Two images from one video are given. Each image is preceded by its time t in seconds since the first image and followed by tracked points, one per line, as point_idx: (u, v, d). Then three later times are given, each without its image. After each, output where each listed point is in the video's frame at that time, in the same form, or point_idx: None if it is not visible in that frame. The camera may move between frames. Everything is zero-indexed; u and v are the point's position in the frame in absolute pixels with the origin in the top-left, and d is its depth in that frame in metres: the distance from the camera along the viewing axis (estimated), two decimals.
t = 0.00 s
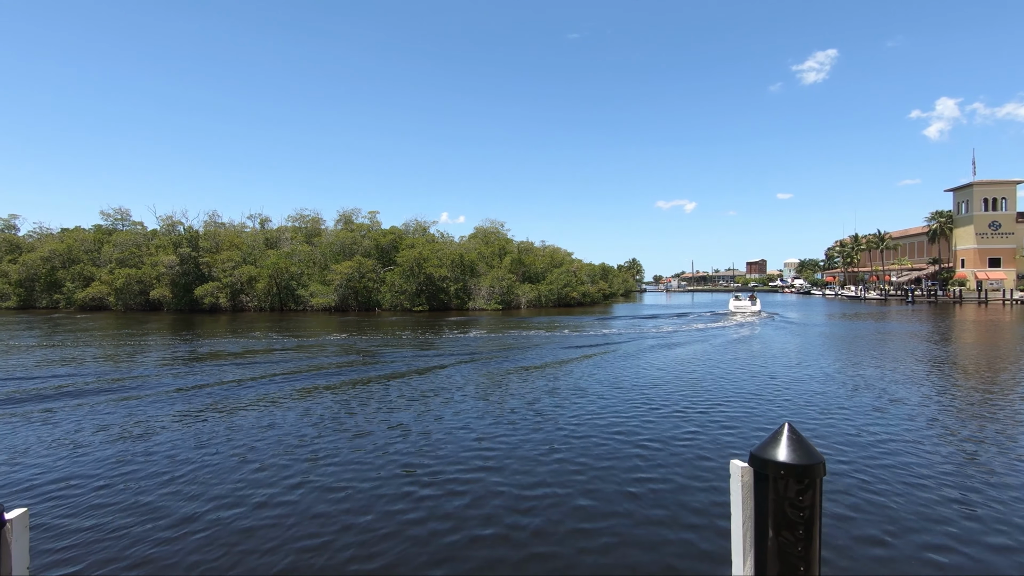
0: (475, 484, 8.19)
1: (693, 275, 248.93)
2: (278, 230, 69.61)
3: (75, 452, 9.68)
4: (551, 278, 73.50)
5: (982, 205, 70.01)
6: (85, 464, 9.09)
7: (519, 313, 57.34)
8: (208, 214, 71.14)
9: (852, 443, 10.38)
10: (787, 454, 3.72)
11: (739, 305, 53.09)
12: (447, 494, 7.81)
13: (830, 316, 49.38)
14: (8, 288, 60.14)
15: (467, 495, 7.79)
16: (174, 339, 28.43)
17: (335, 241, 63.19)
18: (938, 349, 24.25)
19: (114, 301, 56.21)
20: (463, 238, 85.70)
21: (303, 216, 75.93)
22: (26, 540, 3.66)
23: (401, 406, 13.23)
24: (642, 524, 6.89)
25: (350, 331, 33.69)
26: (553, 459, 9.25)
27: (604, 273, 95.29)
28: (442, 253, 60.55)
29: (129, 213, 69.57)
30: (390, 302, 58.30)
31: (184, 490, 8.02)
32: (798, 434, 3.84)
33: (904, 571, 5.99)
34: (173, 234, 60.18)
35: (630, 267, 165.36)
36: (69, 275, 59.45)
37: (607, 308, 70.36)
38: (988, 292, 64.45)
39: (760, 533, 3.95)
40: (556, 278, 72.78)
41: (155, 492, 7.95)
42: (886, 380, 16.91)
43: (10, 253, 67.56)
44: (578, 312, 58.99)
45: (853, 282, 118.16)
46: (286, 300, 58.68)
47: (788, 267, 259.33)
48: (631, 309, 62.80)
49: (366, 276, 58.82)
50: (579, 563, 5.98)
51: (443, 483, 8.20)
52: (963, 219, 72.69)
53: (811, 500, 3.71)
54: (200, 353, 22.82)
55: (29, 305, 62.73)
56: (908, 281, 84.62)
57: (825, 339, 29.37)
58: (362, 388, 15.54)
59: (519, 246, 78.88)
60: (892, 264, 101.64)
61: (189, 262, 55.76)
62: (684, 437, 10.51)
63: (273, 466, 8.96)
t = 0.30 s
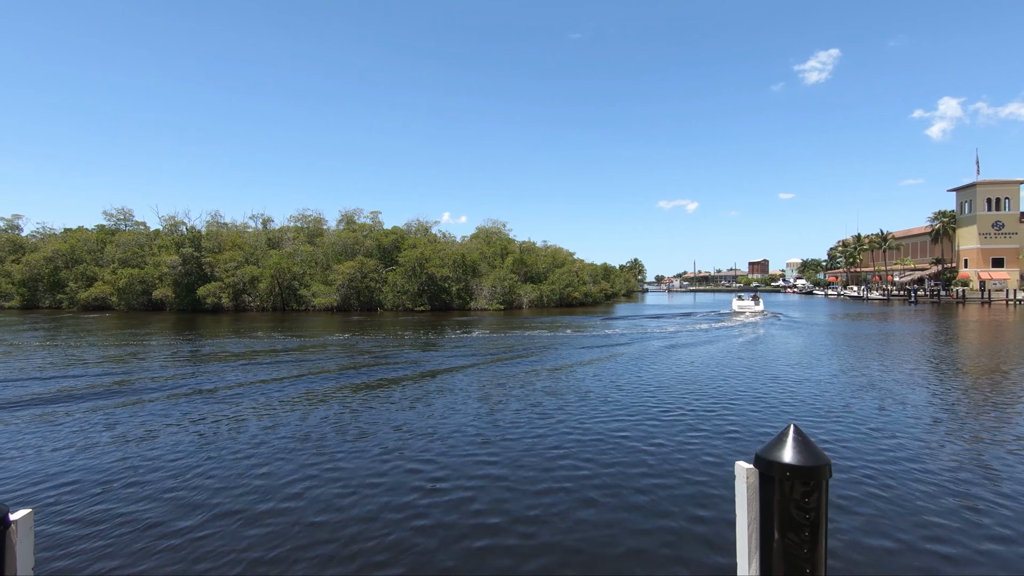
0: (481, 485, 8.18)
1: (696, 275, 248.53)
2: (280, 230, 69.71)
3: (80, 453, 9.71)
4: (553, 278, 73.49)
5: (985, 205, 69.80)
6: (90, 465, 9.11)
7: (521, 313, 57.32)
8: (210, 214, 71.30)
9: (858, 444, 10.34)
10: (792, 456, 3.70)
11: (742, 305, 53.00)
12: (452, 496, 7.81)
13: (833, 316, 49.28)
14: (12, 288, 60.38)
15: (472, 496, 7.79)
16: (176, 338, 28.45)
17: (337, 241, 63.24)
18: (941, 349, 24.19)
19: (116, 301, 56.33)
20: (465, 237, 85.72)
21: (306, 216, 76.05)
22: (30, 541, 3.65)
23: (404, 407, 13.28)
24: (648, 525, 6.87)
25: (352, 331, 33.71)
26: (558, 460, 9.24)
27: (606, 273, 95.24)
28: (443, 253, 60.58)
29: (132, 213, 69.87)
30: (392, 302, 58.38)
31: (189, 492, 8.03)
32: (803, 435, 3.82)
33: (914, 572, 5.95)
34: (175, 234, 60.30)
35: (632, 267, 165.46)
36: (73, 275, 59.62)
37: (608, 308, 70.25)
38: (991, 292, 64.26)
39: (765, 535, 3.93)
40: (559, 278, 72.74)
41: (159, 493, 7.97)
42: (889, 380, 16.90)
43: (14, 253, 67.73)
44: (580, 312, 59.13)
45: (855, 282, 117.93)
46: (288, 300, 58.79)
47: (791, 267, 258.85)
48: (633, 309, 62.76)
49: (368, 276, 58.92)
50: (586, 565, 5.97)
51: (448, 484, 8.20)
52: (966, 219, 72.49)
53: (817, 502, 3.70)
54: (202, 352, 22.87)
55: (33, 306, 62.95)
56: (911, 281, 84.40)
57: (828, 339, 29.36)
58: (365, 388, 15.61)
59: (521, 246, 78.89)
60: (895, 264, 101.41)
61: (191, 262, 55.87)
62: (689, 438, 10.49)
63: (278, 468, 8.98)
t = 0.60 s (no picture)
0: (488, 487, 8.18)
1: (698, 275, 248.24)
2: (282, 231, 69.86)
3: (84, 455, 9.74)
4: (555, 278, 73.51)
5: (989, 204, 69.62)
6: (93, 467, 9.14)
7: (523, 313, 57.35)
8: (213, 214, 71.47)
9: (864, 444, 10.31)
10: (796, 459, 3.70)
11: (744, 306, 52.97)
12: (458, 497, 7.82)
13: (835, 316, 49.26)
14: (16, 288, 60.59)
15: (478, 498, 7.80)
16: (178, 339, 28.51)
17: (339, 241, 63.34)
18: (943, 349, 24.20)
19: (120, 301, 56.48)
20: (467, 238, 85.83)
21: (308, 216, 76.23)
22: (36, 542, 3.66)
23: (407, 407, 13.34)
24: (654, 528, 6.85)
25: (354, 332, 33.78)
26: (564, 462, 9.23)
27: (608, 273, 95.28)
28: (445, 253, 60.70)
29: (135, 213, 70.06)
30: (394, 302, 58.48)
31: (194, 493, 8.06)
32: (807, 438, 3.82)
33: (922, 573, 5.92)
34: (178, 235, 60.40)
35: (634, 267, 165.43)
36: (76, 276, 59.80)
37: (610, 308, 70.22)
38: (994, 292, 64.10)
39: (768, 537, 3.93)
40: (560, 278, 72.75)
41: (164, 495, 7.97)
42: (890, 380, 16.94)
43: (17, 253, 67.94)
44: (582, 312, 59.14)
45: (858, 282, 117.75)
46: (290, 300, 58.90)
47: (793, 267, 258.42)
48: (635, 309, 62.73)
49: (370, 276, 59.03)
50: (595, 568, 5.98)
51: (455, 486, 8.21)
52: (969, 219, 72.33)
53: (820, 504, 3.70)
54: (204, 353, 22.96)
55: (36, 306, 63.18)
56: (914, 282, 84.23)
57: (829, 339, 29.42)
58: (368, 389, 15.61)
59: (523, 246, 78.95)
60: (897, 264, 101.21)
61: (194, 262, 56.01)
62: (695, 439, 10.47)
63: (284, 470, 8.99)
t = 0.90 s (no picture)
0: (491, 488, 8.22)
1: (700, 275, 247.99)
2: (284, 231, 70.07)
3: (89, 455, 9.81)
4: (557, 278, 73.50)
5: (992, 204, 69.39)
6: (98, 467, 9.23)
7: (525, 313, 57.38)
8: (215, 215, 71.66)
9: (866, 444, 10.33)
10: (795, 458, 3.71)
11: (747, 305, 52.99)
12: (461, 498, 7.87)
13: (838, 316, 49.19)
14: (19, 288, 60.81)
15: (482, 499, 7.85)
16: (180, 339, 28.64)
17: (341, 241, 63.43)
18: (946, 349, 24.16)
19: (122, 302, 56.61)
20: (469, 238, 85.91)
21: (310, 216, 76.38)
22: (37, 539, 3.70)
23: (409, 407, 13.44)
24: (654, 528, 6.90)
25: (358, 332, 33.89)
26: (567, 462, 9.27)
27: (610, 273, 95.31)
28: (447, 253, 60.75)
29: (137, 213, 70.34)
30: (396, 302, 58.54)
31: (199, 494, 8.13)
32: (806, 438, 3.82)
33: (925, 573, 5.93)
34: (180, 235, 60.54)
35: (637, 266, 165.88)
36: (79, 276, 60.02)
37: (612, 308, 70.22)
38: (998, 292, 63.88)
39: (768, 537, 3.93)
40: (562, 278, 72.77)
41: (169, 496, 8.05)
42: (892, 380, 16.96)
43: (20, 253, 68.23)
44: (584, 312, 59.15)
45: (860, 282, 117.48)
46: (293, 300, 58.99)
47: (796, 267, 257.80)
48: (637, 309, 62.77)
49: (372, 276, 59.11)
50: (598, 568, 6.01)
51: (458, 487, 8.27)
52: (972, 219, 72.11)
53: (819, 504, 3.70)
54: (207, 353, 23.08)
55: (39, 306, 63.44)
56: (917, 282, 84.07)
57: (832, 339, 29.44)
58: (372, 389, 15.67)
59: (525, 246, 78.98)
60: (900, 264, 101.01)
61: (196, 262, 56.14)
62: (697, 439, 10.50)
63: (288, 471, 9.05)
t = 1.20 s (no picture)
0: (493, 489, 8.22)
1: (702, 275, 247.82)
2: (286, 231, 70.18)
3: (89, 455, 9.81)
4: (558, 278, 73.48)
5: (994, 204, 69.25)
6: (101, 466, 9.28)
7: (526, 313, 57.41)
8: (217, 215, 71.82)
9: (868, 445, 10.31)
10: (793, 458, 3.70)
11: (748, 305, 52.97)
12: (462, 499, 7.87)
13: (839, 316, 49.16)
14: (22, 288, 60.98)
15: (484, 500, 7.84)
16: (182, 339, 28.67)
17: (343, 241, 63.48)
18: (949, 349, 24.12)
19: (124, 302, 56.73)
20: (470, 238, 85.95)
21: (311, 216, 76.51)
22: (35, 539, 3.70)
23: (409, 407, 13.51)
24: (652, 529, 6.92)
25: (360, 332, 33.94)
26: (568, 463, 9.27)
27: (612, 273, 95.33)
28: (449, 253, 60.72)
29: (140, 214, 70.59)
30: (398, 302, 58.57)
31: (200, 494, 8.13)
32: (803, 437, 3.81)
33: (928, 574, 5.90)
34: (182, 235, 60.65)
35: (638, 267, 165.84)
36: (81, 276, 60.16)
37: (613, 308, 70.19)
38: (1000, 292, 63.73)
39: (765, 536, 3.92)
40: (564, 278, 72.78)
41: (169, 497, 8.04)
42: (894, 380, 16.95)
43: (23, 254, 68.39)
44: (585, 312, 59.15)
45: (862, 282, 117.28)
46: (294, 300, 59.07)
47: (798, 266, 257.44)
48: (639, 309, 62.78)
49: (374, 276, 59.06)
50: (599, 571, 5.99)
51: (459, 488, 8.27)
52: (975, 218, 71.93)
53: (817, 504, 3.68)
54: (210, 353, 23.13)
55: (41, 306, 63.61)
56: (919, 282, 83.88)
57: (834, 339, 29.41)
58: (373, 389, 15.74)
59: (526, 246, 79.05)
60: (902, 264, 100.83)
61: (198, 262, 56.22)
62: (699, 440, 10.48)
63: (289, 471, 9.06)
